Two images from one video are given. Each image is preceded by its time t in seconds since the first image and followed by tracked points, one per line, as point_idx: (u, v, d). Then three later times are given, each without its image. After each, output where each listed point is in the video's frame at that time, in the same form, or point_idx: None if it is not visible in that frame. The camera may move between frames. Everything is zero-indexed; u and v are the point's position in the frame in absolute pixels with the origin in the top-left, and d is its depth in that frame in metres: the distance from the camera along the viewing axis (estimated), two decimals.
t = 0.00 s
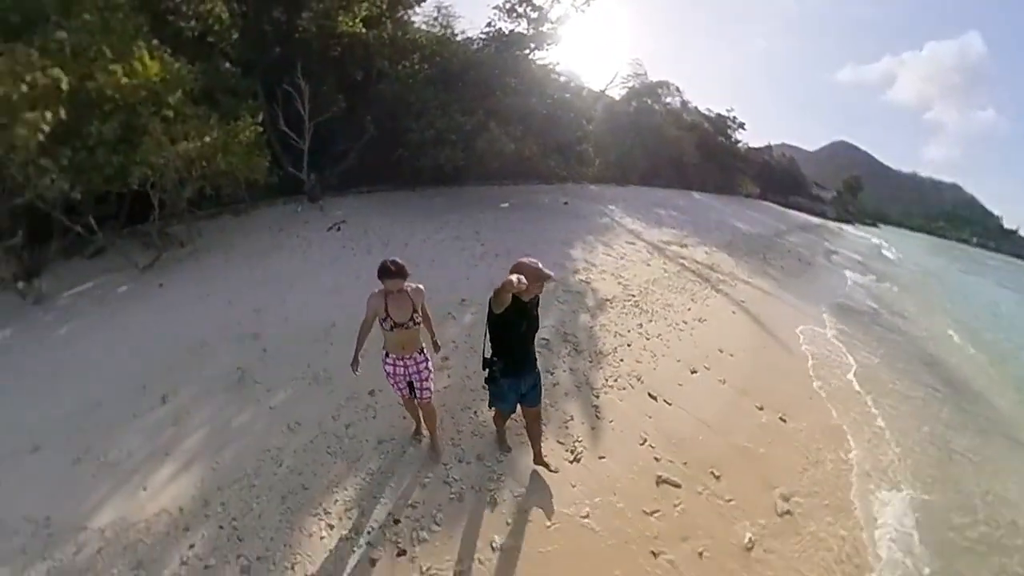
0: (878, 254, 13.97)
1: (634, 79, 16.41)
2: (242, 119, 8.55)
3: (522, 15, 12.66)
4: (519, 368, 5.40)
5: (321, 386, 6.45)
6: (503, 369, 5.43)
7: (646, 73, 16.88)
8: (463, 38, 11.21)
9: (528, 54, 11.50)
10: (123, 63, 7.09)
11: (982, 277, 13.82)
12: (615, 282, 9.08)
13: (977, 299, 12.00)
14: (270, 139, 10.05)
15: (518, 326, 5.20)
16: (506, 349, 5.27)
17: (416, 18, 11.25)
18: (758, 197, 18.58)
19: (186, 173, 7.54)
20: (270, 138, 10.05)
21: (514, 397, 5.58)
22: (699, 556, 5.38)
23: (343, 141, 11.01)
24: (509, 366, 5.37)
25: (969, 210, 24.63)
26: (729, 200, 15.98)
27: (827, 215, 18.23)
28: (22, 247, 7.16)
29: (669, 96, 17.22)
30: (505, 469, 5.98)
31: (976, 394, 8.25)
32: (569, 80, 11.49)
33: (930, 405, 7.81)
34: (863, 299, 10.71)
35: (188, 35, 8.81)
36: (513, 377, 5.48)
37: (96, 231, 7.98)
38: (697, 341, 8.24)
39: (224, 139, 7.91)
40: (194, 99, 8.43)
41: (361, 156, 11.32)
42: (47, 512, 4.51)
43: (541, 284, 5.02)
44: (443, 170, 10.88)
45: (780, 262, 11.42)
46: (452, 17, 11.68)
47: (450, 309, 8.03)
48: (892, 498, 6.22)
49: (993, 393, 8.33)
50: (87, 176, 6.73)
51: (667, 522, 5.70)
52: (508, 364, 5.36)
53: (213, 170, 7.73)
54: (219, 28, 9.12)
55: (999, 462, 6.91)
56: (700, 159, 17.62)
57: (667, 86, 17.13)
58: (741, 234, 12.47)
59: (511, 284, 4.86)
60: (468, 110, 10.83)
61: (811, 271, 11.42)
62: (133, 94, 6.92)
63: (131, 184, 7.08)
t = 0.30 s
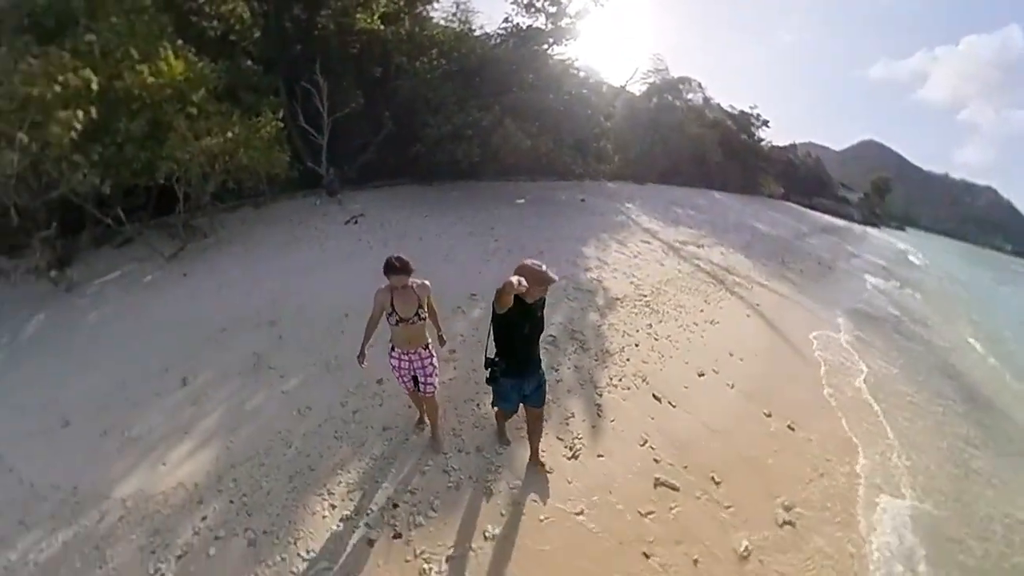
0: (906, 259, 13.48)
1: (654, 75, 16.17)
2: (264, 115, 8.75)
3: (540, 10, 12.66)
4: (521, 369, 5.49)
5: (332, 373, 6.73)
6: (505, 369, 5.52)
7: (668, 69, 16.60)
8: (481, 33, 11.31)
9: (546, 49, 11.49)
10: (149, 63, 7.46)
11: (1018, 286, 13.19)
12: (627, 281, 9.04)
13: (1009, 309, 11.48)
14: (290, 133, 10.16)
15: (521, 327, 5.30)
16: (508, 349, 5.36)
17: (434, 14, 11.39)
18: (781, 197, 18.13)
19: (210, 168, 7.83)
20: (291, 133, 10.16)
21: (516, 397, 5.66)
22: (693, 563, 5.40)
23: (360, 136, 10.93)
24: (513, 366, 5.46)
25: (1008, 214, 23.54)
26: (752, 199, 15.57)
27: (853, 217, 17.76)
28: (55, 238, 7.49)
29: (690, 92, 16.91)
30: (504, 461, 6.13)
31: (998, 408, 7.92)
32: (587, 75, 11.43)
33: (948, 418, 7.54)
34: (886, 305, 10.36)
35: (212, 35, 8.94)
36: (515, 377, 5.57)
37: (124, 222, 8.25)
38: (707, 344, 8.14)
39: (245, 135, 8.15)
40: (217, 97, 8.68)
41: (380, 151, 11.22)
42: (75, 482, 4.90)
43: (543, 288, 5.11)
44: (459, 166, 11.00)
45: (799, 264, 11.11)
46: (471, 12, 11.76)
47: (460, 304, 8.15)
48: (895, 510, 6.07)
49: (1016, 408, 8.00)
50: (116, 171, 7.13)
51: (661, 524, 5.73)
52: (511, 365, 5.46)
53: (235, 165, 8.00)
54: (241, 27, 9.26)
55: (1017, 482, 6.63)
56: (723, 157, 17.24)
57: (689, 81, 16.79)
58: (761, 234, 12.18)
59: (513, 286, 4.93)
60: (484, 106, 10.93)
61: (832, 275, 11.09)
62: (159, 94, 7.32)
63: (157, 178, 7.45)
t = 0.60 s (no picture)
0: (930, 267, 13.09)
1: (675, 70, 15.84)
2: (284, 111, 8.99)
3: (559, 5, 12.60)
4: (525, 369, 5.57)
5: (344, 361, 7.00)
6: (509, 369, 5.60)
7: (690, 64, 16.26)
8: (500, 28, 11.33)
9: (565, 45, 11.45)
10: (174, 62, 7.77)
11: None
12: (639, 280, 8.98)
13: None
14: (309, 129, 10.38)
15: (525, 328, 5.38)
16: (512, 350, 5.43)
17: (454, 9, 11.46)
18: (806, 198, 17.66)
19: (233, 163, 8.12)
20: (310, 129, 10.37)
21: (520, 397, 5.75)
22: (688, 569, 5.39)
23: (383, 129, 11.20)
24: (516, 366, 5.54)
25: None
26: (776, 200, 15.18)
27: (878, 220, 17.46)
28: (87, 229, 7.93)
29: (713, 89, 16.50)
30: (503, 453, 6.26)
31: (1019, 425, 7.63)
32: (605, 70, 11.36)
33: (965, 430, 7.31)
34: (907, 314, 10.05)
35: (234, 34, 9.32)
36: (520, 378, 5.65)
37: (151, 214, 8.67)
38: (718, 346, 8.02)
39: (266, 130, 8.41)
40: (241, 94, 8.98)
41: (399, 146, 11.41)
42: (100, 455, 5.25)
43: (546, 289, 5.18)
44: (475, 161, 11.11)
45: (819, 267, 10.83)
46: (490, 7, 11.78)
47: (470, 298, 8.28)
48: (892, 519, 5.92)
49: None
50: (144, 165, 7.50)
51: (656, 525, 5.75)
52: (515, 365, 5.54)
53: (257, 160, 8.26)
54: (262, 25, 9.57)
55: None
56: (745, 156, 16.85)
57: (711, 78, 16.41)
58: (783, 235, 11.89)
59: (515, 286, 5.00)
60: (501, 102, 11.00)
61: (852, 281, 10.81)
62: (184, 92, 7.62)
63: (183, 173, 7.78)
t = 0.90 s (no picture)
0: (957, 276, 12.67)
1: (698, 66, 15.41)
2: (305, 108, 9.24)
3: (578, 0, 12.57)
4: (530, 370, 5.63)
5: (356, 350, 7.26)
6: (515, 369, 5.67)
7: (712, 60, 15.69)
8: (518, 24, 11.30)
9: (583, 40, 11.39)
10: (199, 61, 8.16)
11: None
12: (652, 279, 8.90)
13: None
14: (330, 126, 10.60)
15: (530, 328, 5.47)
16: (518, 350, 5.51)
17: (473, 5, 11.53)
18: (830, 200, 17.24)
19: (255, 159, 8.46)
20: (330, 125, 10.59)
21: (525, 397, 5.83)
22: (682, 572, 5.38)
23: (401, 127, 11.46)
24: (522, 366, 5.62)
25: None
26: (801, 201, 14.77)
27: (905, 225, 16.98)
28: (117, 220, 8.29)
29: (736, 85, 16.11)
30: (504, 445, 6.40)
31: None
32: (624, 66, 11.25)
33: (983, 446, 7.08)
34: (929, 323, 9.74)
35: (257, 33, 9.59)
36: (525, 378, 5.72)
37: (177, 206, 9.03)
38: (729, 349, 7.89)
39: (287, 127, 8.72)
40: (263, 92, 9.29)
41: (417, 144, 11.63)
42: (126, 431, 5.60)
43: (550, 290, 5.27)
44: (492, 157, 11.20)
45: (840, 272, 10.58)
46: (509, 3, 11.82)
47: (481, 293, 8.41)
48: (887, 533, 5.77)
49: None
50: (171, 160, 7.88)
51: (652, 525, 5.77)
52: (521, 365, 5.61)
53: (277, 156, 8.59)
54: (284, 25, 9.78)
55: None
56: (767, 156, 16.55)
57: (735, 74, 15.98)
58: (803, 238, 11.62)
59: (517, 285, 5.16)
60: (519, 99, 11.05)
61: (874, 287, 10.52)
62: (208, 91, 8.01)
63: (207, 168, 8.14)
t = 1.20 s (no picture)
0: (989, 285, 12.14)
1: (721, 63, 14.94)
2: (326, 104, 9.42)
3: None
4: (535, 370, 5.66)
5: (368, 340, 7.50)
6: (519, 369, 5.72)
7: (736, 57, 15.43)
8: (537, 20, 11.30)
9: (602, 36, 11.44)
10: (224, 59, 8.43)
11: None
12: (665, 281, 8.80)
13: None
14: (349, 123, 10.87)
15: (534, 327, 5.53)
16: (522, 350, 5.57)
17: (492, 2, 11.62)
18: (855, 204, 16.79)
19: (276, 154, 8.72)
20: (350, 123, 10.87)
21: (529, 397, 5.89)
22: None
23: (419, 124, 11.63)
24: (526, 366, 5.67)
25: None
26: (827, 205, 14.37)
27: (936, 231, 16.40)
28: (146, 213, 8.67)
29: (759, 83, 15.71)
30: (506, 439, 6.53)
31: None
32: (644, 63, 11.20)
33: (1003, 464, 6.79)
34: (954, 334, 9.38)
35: (279, 32, 9.88)
36: (529, 377, 5.76)
37: (203, 200, 9.38)
38: (740, 354, 7.75)
39: (308, 125, 8.90)
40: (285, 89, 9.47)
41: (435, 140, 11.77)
42: (150, 411, 5.98)
43: (554, 292, 5.28)
44: (509, 154, 11.26)
45: (862, 278, 10.31)
46: None
47: (492, 289, 8.52)
48: (891, 550, 5.59)
49: None
50: (196, 156, 8.20)
51: (648, 526, 5.78)
52: (525, 365, 5.66)
53: (299, 152, 8.83)
54: (304, 23, 10.03)
55: None
56: (790, 156, 16.19)
57: (760, 71, 15.56)
58: (826, 241, 11.30)
59: (517, 286, 5.31)
60: (537, 96, 11.10)
61: (898, 295, 10.17)
62: (231, 88, 8.25)
63: (231, 163, 8.42)
